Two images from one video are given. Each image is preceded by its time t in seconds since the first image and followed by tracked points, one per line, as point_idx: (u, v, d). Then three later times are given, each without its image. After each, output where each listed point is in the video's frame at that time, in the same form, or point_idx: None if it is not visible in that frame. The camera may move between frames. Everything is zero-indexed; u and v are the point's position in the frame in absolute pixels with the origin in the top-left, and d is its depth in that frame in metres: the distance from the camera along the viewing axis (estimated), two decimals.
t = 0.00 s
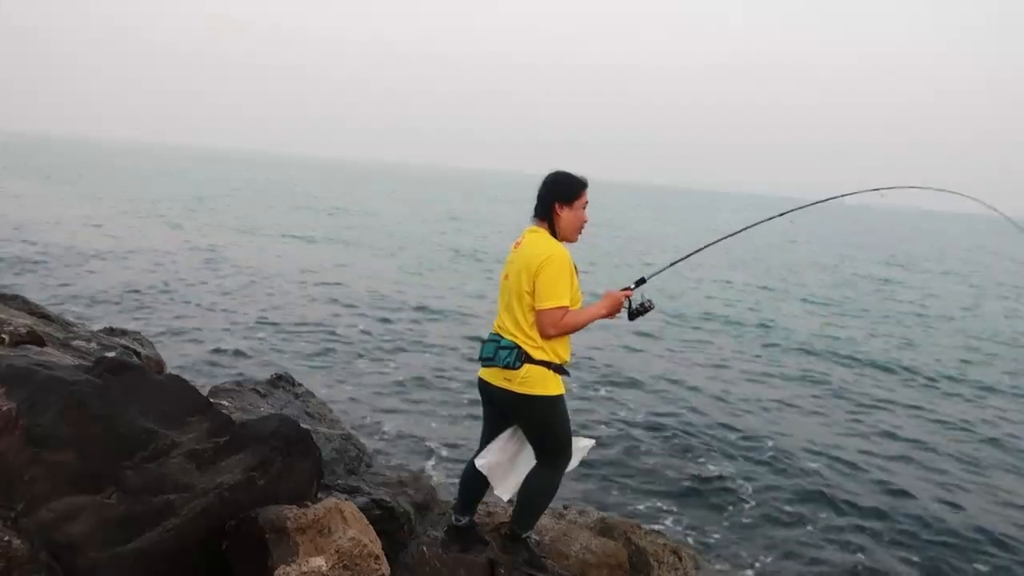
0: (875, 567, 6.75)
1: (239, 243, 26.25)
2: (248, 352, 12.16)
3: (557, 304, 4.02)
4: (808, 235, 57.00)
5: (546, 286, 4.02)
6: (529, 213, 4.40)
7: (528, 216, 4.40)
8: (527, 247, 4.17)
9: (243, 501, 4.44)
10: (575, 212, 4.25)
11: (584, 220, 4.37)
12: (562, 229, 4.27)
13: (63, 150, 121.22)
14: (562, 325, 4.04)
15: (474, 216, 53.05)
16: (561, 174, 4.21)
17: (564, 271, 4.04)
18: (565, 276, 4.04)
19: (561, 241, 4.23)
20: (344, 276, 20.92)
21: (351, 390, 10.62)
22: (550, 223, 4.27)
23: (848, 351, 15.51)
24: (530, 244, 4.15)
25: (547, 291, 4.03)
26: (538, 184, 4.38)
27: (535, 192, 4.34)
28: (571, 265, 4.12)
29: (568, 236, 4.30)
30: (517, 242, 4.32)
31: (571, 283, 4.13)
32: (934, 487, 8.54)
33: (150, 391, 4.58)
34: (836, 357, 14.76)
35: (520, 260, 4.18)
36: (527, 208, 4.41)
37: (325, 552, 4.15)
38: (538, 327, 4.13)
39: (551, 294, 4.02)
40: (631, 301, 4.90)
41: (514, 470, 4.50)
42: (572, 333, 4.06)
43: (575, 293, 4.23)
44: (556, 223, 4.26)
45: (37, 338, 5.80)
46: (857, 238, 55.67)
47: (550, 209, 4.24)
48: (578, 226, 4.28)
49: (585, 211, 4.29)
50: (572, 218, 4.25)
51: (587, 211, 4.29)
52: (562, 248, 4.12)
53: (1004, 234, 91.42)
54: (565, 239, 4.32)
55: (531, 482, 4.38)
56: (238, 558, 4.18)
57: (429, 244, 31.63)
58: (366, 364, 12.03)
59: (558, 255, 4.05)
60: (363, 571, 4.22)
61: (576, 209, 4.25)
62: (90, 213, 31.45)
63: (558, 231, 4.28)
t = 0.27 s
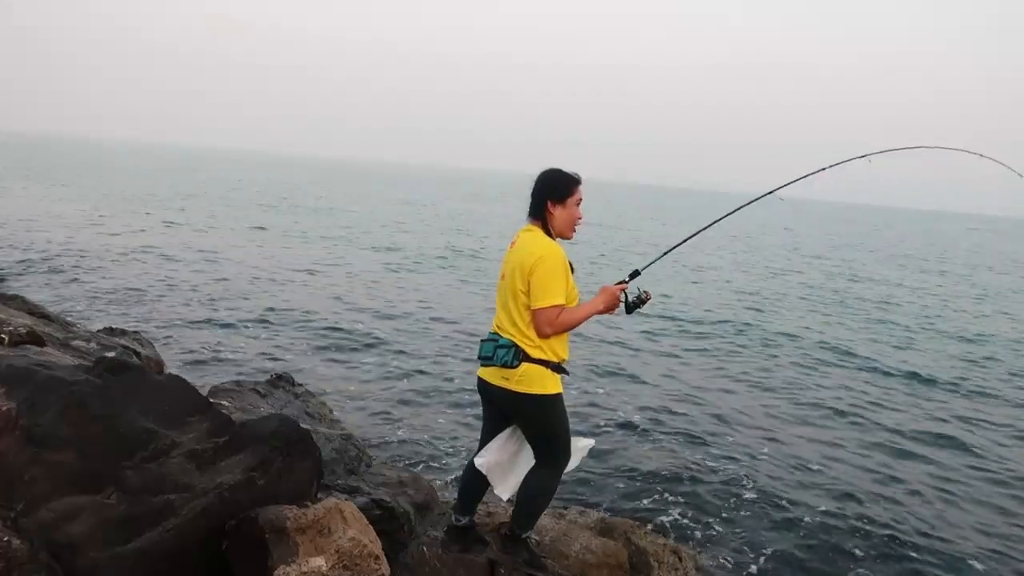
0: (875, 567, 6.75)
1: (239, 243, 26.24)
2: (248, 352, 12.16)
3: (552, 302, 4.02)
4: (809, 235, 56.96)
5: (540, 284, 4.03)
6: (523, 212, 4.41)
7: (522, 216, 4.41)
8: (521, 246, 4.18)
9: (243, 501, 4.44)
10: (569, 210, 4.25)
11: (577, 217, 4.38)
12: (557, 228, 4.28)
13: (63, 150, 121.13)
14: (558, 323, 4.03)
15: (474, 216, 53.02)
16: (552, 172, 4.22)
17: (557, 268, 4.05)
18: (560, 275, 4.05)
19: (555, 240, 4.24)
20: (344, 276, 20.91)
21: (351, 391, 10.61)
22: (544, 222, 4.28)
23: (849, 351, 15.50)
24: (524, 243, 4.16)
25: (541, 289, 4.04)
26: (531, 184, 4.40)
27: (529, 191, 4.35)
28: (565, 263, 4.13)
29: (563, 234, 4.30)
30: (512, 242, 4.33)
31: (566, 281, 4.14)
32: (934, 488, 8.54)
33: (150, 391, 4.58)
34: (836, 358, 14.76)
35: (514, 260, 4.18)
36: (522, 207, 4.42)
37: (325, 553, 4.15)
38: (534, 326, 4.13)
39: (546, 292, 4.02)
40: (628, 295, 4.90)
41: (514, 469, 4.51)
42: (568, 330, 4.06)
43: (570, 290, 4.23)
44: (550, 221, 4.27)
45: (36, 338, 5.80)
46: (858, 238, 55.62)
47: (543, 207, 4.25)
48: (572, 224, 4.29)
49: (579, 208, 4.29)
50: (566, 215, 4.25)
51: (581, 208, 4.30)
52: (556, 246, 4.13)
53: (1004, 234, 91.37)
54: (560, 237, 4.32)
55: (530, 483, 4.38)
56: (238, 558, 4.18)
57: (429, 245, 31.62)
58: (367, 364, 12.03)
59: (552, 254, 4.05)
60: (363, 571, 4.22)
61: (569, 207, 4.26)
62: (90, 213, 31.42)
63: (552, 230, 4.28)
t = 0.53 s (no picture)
0: (875, 567, 6.75)
1: (240, 243, 26.25)
2: (248, 352, 12.16)
3: (548, 300, 4.01)
4: (810, 235, 56.95)
5: (535, 283, 4.02)
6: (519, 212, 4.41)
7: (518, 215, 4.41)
8: (516, 246, 4.19)
9: (243, 500, 4.44)
10: (564, 210, 4.25)
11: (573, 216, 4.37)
12: (552, 227, 4.28)
13: (63, 150, 121.11)
14: (555, 322, 4.02)
15: (474, 216, 53.02)
16: (545, 170, 4.22)
17: (552, 267, 4.05)
18: (554, 273, 4.04)
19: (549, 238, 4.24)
20: (344, 277, 20.91)
21: (351, 391, 10.61)
22: (539, 221, 4.28)
23: (849, 351, 15.50)
24: (519, 243, 4.16)
25: (536, 289, 4.03)
26: (526, 183, 4.40)
27: (524, 191, 4.35)
28: (559, 263, 4.13)
29: (558, 234, 4.30)
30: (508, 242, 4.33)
31: (561, 280, 4.13)
32: (934, 488, 8.53)
33: (150, 391, 4.58)
34: (836, 358, 14.76)
35: (510, 259, 4.18)
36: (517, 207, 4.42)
37: (325, 553, 4.15)
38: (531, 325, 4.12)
39: (541, 292, 4.02)
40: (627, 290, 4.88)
41: (515, 468, 4.51)
42: (564, 328, 4.04)
43: (566, 289, 4.22)
44: (545, 221, 4.27)
45: (36, 338, 5.80)
46: (858, 238, 55.60)
47: (538, 208, 4.25)
48: (567, 222, 4.29)
49: (573, 208, 4.29)
50: (560, 214, 4.25)
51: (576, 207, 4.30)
52: (551, 245, 4.12)
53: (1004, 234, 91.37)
54: (555, 236, 4.32)
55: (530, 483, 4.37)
56: (238, 558, 4.18)
57: (429, 245, 31.62)
58: (367, 364, 12.03)
59: (545, 253, 4.06)
60: (362, 571, 4.22)
61: (564, 205, 4.25)
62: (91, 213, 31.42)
63: (548, 229, 4.28)
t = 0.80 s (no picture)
0: (875, 567, 6.75)
1: (240, 243, 26.25)
2: (248, 352, 12.16)
3: (541, 300, 4.00)
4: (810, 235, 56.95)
5: (529, 283, 4.02)
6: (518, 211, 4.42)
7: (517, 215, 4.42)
8: (512, 246, 4.20)
9: (243, 500, 4.44)
10: (561, 210, 4.25)
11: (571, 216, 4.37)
12: (549, 226, 4.28)
13: (63, 150, 121.07)
14: (549, 323, 4.01)
15: (474, 216, 53.02)
16: (543, 171, 4.22)
17: (546, 267, 4.04)
18: (549, 273, 4.04)
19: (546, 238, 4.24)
20: (344, 277, 20.92)
21: (351, 390, 10.61)
22: (536, 221, 4.28)
23: (849, 351, 15.50)
24: (515, 243, 4.17)
25: (530, 289, 4.03)
26: (524, 183, 4.40)
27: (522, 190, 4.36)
28: (554, 263, 4.12)
29: (555, 234, 4.30)
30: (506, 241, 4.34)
31: (556, 280, 4.12)
32: (934, 487, 8.53)
33: (151, 391, 4.58)
34: (836, 358, 14.76)
35: (506, 259, 4.19)
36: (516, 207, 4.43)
37: (325, 553, 4.15)
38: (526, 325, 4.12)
39: (534, 291, 4.01)
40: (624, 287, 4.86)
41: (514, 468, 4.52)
42: (558, 328, 4.03)
43: (562, 289, 4.21)
44: (542, 221, 4.27)
45: (36, 338, 5.80)
46: (858, 238, 55.62)
47: (535, 208, 4.25)
48: (565, 222, 4.28)
49: (571, 208, 4.29)
50: (557, 213, 4.25)
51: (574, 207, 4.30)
52: (546, 245, 4.12)
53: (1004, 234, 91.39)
54: (553, 236, 4.32)
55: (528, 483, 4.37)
56: (238, 558, 4.18)
57: (429, 245, 31.63)
58: (367, 364, 12.03)
59: (540, 253, 4.06)
60: (362, 571, 4.22)
61: (561, 204, 4.25)
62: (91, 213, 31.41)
63: (545, 228, 4.28)
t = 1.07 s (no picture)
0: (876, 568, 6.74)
1: (240, 243, 26.24)
2: (248, 352, 12.16)
3: (524, 299, 4.01)
4: (809, 235, 56.94)
5: (513, 282, 4.03)
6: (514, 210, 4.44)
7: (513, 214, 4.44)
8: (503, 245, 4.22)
9: (242, 501, 4.44)
10: (553, 210, 4.24)
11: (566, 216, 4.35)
12: (543, 225, 4.27)
13: (63, 150, 121.10)
14: (533, 322, 4.01)
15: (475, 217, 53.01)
16: (537, 170, 4.24)
17: (531, 266, 4.05)
18: (534, 271, 4.04)
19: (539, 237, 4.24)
20: (345, 277, 20.93)
21: (351, 391, 10.61)
22: (530, 221, 4.28)
23: (850, 351, 15.50)
24: (505, 242, 4.19)
25: (516, 287, 4.04)
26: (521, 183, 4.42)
27: (518, 190, 4.38)
28: (541, 262, 4.12)
29: (548, 234, 4.30)
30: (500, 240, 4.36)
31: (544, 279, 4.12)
32: (934, 487, 8.53)
33: (151, 391, 4.58)
34: (836, 357, 14.77)
35: (497, 257, 4.22)
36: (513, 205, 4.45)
37: (325, 553, 4.14)
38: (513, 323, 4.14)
39: (518, 290, 4.02)
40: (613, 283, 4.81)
41: (511, 467, 4.53)
42: (541, 327, 4.02)
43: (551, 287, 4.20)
44: (533, 221, 4.27)
45: (37, 338, 5.80)
46: (857, 238, 55.67)
47: (527, 207, 4.26)
48: (559, 222, 4.28)
49: (564, 207, 4.27)
50: (551, 212, 4.25)
51: (567, 206, 4.28)
52: (534, 244, 4.13)
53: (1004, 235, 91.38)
54: (548, 236, 4.31)
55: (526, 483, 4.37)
56: (238, 558, 4.18)
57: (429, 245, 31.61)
58: (367, 364, 12.03)
59: (527, 252, 4.06)
60: (363, 571, 4.22)
61: (555, 204, 4.25)
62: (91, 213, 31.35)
63: (539, 228, 4.28)
